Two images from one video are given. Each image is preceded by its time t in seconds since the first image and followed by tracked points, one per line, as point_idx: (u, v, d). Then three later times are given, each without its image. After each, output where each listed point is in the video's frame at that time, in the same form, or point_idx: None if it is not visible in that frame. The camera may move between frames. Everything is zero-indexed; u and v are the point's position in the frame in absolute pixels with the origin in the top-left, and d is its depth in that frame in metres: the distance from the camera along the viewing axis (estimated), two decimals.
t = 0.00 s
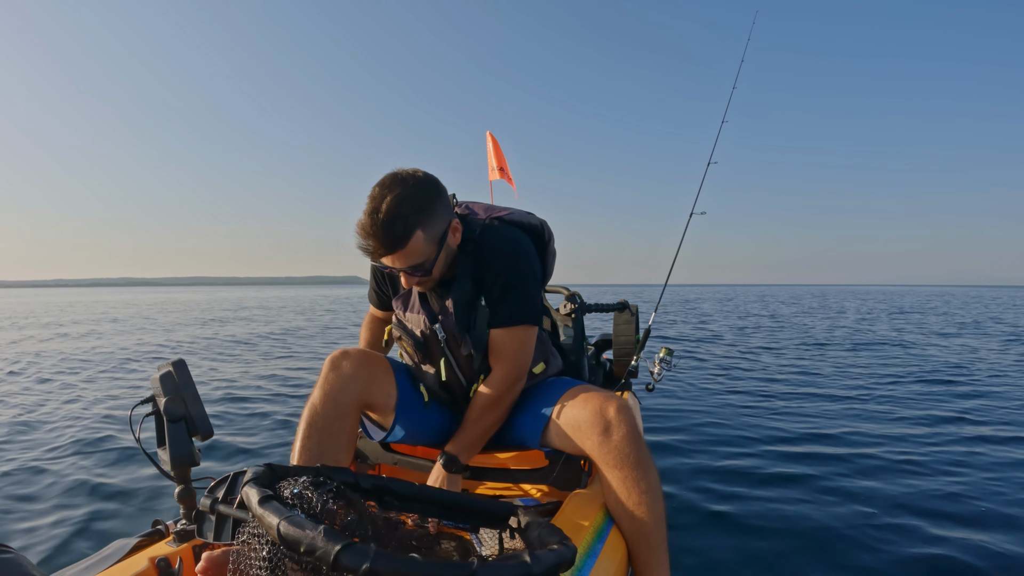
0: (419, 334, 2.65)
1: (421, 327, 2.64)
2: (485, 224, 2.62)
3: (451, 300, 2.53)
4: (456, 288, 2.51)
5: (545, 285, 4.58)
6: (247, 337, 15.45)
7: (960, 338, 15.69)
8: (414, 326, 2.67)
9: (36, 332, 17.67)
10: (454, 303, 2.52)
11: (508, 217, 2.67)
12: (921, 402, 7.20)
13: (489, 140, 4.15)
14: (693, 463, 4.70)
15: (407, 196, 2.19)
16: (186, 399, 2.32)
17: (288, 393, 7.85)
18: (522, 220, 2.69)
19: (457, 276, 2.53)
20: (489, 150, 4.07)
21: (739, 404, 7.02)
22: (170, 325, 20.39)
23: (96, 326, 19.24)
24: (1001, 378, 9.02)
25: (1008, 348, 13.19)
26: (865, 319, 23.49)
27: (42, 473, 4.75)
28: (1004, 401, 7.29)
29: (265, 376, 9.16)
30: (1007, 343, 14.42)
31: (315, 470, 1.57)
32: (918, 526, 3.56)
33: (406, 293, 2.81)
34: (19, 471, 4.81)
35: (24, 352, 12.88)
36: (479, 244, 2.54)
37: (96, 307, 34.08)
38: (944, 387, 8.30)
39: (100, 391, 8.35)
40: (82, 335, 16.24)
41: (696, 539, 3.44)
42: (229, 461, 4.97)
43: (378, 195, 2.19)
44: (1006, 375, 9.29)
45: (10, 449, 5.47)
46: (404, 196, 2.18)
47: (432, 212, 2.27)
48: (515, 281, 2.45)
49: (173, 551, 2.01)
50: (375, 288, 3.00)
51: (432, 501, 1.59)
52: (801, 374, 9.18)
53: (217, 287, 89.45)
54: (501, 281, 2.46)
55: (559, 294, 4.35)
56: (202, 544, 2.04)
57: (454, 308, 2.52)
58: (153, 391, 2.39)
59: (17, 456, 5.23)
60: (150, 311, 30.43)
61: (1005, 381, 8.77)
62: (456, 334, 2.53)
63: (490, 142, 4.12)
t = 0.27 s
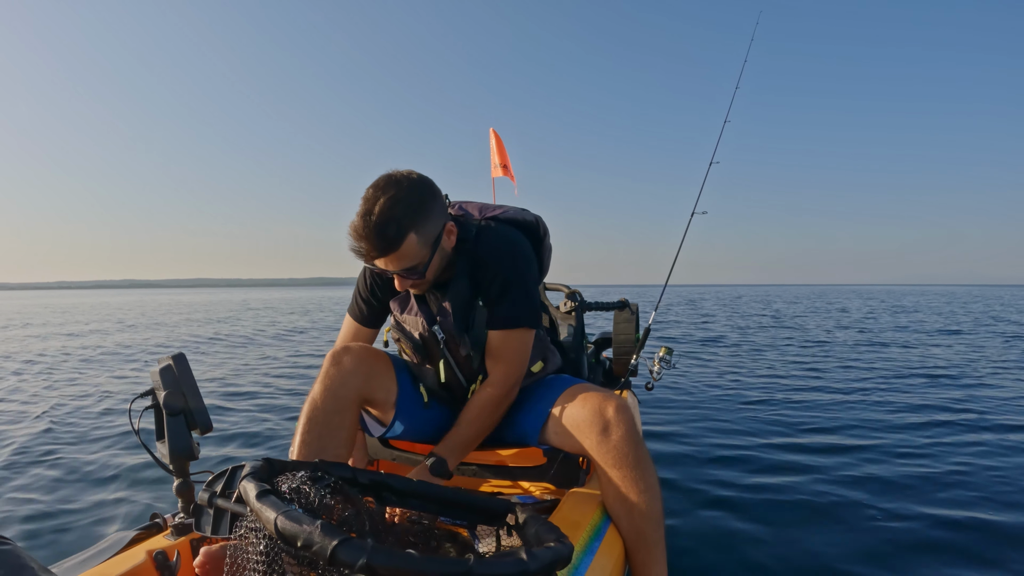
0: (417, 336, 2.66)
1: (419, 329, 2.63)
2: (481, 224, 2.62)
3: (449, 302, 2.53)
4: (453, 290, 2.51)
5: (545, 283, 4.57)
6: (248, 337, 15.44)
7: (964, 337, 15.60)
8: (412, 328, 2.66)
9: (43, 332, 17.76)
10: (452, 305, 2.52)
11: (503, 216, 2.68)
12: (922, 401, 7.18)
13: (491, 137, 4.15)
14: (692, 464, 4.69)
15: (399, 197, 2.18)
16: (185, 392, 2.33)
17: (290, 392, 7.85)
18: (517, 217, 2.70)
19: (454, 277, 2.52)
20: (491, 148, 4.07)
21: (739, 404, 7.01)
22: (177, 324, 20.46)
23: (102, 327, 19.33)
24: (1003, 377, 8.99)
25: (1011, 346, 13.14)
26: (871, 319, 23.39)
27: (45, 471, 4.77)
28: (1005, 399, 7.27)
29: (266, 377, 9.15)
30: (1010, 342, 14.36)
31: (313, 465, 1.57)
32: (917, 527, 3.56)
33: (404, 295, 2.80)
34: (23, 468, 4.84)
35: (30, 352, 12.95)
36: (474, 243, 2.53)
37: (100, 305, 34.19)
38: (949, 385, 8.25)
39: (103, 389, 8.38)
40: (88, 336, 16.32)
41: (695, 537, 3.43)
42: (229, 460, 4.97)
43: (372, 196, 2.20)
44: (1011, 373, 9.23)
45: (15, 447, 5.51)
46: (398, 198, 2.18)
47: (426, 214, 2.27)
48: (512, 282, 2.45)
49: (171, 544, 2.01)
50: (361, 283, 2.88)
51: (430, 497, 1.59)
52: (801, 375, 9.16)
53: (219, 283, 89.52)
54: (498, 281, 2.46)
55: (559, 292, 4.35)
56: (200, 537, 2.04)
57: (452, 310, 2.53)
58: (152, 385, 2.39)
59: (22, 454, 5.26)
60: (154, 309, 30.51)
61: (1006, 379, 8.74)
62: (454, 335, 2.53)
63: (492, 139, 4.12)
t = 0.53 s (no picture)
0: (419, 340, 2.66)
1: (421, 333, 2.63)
2: (483, 228, 2.62)
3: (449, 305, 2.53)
4: (454, 294, 2.51)
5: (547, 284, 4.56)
6: (250, 339, 15.44)
7: (967, 335, 15.55)
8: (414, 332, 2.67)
9: (47, 334, 17.83)
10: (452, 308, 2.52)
11: (505, 220, 2.67)
12: (924, 398, 7.16)
13: (492, 138, 4.14)
14: (694, 463, 4.69)
15: (400, 198, 2.18)
16: (187, 393, 2.33)
17: (291, 394, 7.84)
18: (518, 221, 2.69)
19: (455, 280, 2.52)
20: (492, 149, 4.06)
21: (741, 403, 7.00)
22: (179, 325, 20.53)
23: (106, 329, 19.41)
24: (1006, 374, 8.96)
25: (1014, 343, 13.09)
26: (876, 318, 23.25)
27: (48, 472, 4.78)
28: (1008, 396, 7.24)
29: (267, 378, 9.14)
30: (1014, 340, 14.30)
31: (315, 467, 1.57)
32: (920, 524, 3.55)
33: (405, 298, 2.79)
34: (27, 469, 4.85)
35: (34, 353, 13.01)
36: (476, 247, 2.53)
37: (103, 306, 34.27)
38: (952, 382, 8.23)
39: (107, 390, 8.41)
40: (91, 337, 16.39)
41: (697, 536, 3.42)
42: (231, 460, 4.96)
43: (373, 197, 2.20)
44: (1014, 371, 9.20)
45: (19, 448, 5.52)
46: (398, 198, 2.18)
47: (426, 215, 2.27)
48: (513, 287, 2.45)
49: (173, 545, 2.02)
50: (362, 284, 2.89)
51: (432, 499, 1.59)
52: (803, 373, 9.15)
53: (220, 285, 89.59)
54: (499, 286, 2.46)
55: (561, 293, 4.34)
56: (202, 538, 2.04)
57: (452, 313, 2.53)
58: (155, 387, 2.39)
59: (26, 455, 5.28)
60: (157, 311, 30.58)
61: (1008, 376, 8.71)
62: (455, 339, 2.54)
63: (493, 141, 4.12)
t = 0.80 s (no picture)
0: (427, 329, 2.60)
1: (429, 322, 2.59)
2: (485, 218, 2.65)
3: (461, 296, 2.54)
4: (464, 283, 2.53)
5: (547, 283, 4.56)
6: (249, 338, 15.41)
7: (968, 335, 15.51)
8: (422, 321, 2.61)
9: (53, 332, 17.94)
10: (464, 297, 2.53)
11: (506, 210, 2.70)
12: (925, 397, 7.15)
13: (496, 139, 4.14)
14: (695, 462, 4.67)
15: (403, 181, 2.19)
16: (188, 392, 2.33)
17: (290, 393, 7.82)
18: (520, 211, 2.71)
19: (463, 270, 2.55)
20: (493, 149, 4.06)
21: (742, 402, 6.98)
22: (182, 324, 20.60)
23: (105, 328, 19.39)
24: (1007, 373, 8.93)
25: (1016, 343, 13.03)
26: (876, 318, 23.16)
27: (50, 469, 4.79)
28: (1010, 396, 7.23)
29: (266, 377, 9.12)
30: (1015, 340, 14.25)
31: (317, 466, 1.57)
32: (920, 524, 3.54)
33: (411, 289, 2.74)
34: (29, 466, 4.86)
35: (37, 352, 13.07)
36: (480, 237, 2.57)
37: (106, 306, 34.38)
38: (953, 381, 8.22)
39: (105, 389, 8.40)
40: (92, 336, 16.42)
41: (698, 536, 3.42)
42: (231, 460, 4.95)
43: (377, 182, 2.22)
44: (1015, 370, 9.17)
45: (21, 445, 5.55)
46: (402, 182, 2.20)
47: (429, 200, 2.28)
48: (523, 271, 2.49)
49: (174, 544, 2.02)
50: (366, 284, 2.92)
51: (434, 498, 1.59)
52: (804, 372, 9.14)
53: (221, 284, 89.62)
54: (508, 273, 2.50)
55: (562, 292, 4.34)
56: (203, 537, 2.04)
57: (464, 303, 2.53)
58: (156, 386, 2.39)
59: (28, 452, 5.31)
60: (161, 310, 30.68)
61: (1010, 375, 8.68)
62: (466, 328, 2.52)
63: (494, 140, 4.11)
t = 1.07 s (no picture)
0: (440, 308, 2.65)
1: (445, 301, 2.65)
2: (500, 210, 2.77)
3: (480, 277, 2.61)
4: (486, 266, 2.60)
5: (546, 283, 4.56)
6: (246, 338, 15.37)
7: (963, 335, 15.55)
8: (437, 301, 2.66)
9: (51, 330, 17.91)
10: (483, 279, 2.60)
11: (519, 205, 2.83)
12: (923, 397, 7.16)
13: (491, 139, 4.13)
14: (695, 460, 4.67)
15: (427, 155, 2.37)
16: (189, 395, 2.33)
17: (286, 392, 7.78)
18: (531, 207, 2.85)
19: (483, 255, 2.63)
20: (491, 150, 4.07)
21: (741, 401, 6.98)
22: (181, 323, 20.56)
23: (100, 326, 19.29)
24: (1004, 374, 8.95)
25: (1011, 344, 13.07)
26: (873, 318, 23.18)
27: (48, 468, 4.78)
28: (1007, 396, 7.24)
29: (263, 376, 9.08)
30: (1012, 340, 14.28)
31: (318, 468, 1.57)
32: (921, 520, 3.55)
33: (426, 275, 2.80)
34: (27, 466, 4.85)
35: (35, 350, 13.05)
36: (497, 226, 2.70)
37: (105, 305, 34.33)
38: (952, 382, 8.22)
39: (101, 388, 8.35)
40: (87, 334, 16.32)
41: (698, 535, 3.42)
42: (228, 460, 4.93)
43: (405, 157, 2.41)
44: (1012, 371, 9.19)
45: (20, 442, 5.54)
46: (429, 154, 2.38)
47: (452, 176, 2.45)
48: (543, 255, 2.61)
49: (176, 548, 2.02)
50: (379, 278, 2.96)
51: (437, 499, 1.59)
52: (801, 371, 9.15)
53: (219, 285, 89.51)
54: (527, 258, 2.61)
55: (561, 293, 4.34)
56: (204, 541, 2.04)
57: (483, 284, 2.59)
58: (157, 389, 2.39)
59: (23, 451, 5.27)
60: (161, 310, 30.66)
61: (1007, 376, 8.70)
62: (484, 308, 2.58)
63: (492, 142, 4.11)
